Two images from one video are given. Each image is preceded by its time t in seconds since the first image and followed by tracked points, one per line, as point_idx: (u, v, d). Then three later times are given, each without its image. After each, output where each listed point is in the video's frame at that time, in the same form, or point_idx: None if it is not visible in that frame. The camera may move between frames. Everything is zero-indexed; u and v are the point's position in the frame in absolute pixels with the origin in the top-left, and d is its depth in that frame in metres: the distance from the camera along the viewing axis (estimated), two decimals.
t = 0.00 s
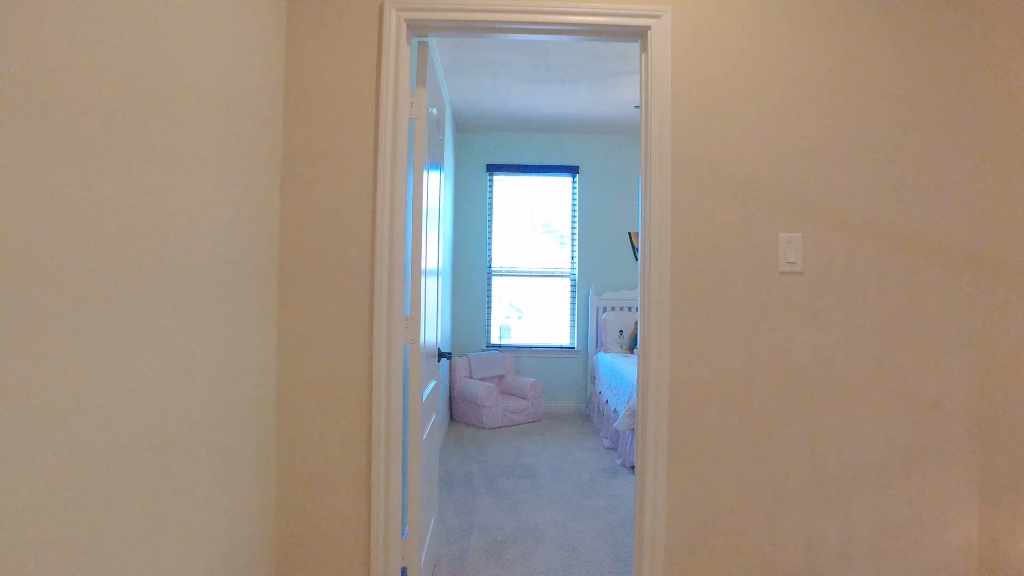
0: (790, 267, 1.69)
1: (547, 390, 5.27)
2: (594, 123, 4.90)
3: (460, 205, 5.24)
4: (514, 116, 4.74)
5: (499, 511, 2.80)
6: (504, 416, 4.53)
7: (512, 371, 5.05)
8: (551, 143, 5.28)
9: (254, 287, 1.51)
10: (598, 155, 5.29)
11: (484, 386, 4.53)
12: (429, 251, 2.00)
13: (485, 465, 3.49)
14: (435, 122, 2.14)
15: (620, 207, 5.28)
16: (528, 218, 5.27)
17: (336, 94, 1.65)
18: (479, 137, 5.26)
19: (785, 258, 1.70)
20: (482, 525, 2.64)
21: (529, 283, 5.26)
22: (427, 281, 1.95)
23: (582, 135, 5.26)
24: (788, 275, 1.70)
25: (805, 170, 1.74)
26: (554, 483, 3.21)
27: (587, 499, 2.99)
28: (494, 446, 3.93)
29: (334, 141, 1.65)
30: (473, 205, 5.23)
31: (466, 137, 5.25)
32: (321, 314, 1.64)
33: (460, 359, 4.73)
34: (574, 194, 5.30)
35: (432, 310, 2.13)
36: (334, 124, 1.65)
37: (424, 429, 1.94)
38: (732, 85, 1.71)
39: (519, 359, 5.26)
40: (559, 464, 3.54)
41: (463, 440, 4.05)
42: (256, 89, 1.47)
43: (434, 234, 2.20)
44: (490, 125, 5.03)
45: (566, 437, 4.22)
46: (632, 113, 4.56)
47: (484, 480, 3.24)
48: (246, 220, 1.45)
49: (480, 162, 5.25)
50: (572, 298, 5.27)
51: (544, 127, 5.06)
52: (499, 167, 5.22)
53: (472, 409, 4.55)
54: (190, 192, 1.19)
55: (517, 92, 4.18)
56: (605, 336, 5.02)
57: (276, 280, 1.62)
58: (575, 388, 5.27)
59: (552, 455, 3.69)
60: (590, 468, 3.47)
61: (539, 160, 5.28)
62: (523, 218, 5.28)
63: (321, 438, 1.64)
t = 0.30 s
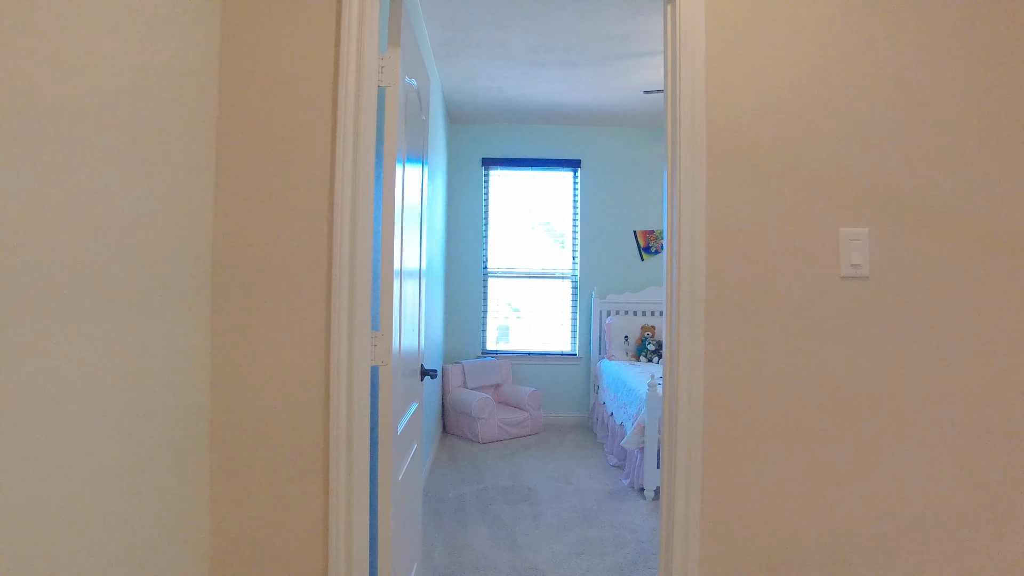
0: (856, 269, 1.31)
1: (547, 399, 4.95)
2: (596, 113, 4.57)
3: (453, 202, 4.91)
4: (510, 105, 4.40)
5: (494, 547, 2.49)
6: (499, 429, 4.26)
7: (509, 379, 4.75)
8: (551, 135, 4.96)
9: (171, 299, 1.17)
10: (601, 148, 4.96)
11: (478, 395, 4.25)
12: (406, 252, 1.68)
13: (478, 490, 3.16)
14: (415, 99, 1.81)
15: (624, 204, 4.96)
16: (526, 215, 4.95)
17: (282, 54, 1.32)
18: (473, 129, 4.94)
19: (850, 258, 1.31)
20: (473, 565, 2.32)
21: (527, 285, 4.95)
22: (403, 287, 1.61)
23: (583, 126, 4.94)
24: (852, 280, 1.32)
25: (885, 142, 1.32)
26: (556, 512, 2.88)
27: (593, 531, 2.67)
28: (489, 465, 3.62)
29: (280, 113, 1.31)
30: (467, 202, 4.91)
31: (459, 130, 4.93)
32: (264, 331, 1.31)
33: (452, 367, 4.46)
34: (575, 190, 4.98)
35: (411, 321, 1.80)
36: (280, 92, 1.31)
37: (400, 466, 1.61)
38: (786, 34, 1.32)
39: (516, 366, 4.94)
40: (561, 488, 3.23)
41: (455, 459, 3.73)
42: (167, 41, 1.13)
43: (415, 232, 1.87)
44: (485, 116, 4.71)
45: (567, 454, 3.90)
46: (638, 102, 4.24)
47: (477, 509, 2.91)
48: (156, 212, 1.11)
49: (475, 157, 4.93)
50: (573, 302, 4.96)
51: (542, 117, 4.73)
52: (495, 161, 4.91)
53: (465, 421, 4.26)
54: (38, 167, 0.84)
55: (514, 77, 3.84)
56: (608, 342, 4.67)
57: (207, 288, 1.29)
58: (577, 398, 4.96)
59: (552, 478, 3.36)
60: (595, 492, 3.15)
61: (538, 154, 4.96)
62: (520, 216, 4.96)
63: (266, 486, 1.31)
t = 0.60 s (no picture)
0: (936, 264, 1.02)
1: (547, 405, 4.70)
2: (599, 102, 4.32)
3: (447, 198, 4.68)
4: (507, 92, 4.15)
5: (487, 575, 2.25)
6: (497, 438, 4.04)
7: (508, 386, 4.53)
8: (550, 127, 4.71)
9: (62, 304, 0.91)
10: (604, 140, 4.71)
11: (475, 401, 4.06)
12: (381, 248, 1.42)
13: (471, 510, 2.91)
14: (394, 69, 1.56)
15: (628, 199, 4.70)
16: (524, 211, 4.72)
17: None
18: (469, 121, 4.71)
19: (928, 249, 1.02)
20: None
21: (526, 285, 4.70)
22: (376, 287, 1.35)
23: (584, 117, 4.69)
24: (931, 277, 1.02)
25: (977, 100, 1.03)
26: (557, 534, 2.63)
27: (599, 556, 2.42)
28: (486, 480, 3.38)
29: (214, 71, 1.05)
30: (462, 198, 4.69)
31: (453, 122, 4.70)
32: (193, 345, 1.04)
33: (447, 372, 4.27)
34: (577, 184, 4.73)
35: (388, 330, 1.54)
36: (214, 43, 1.05)
37: (373, 502, 1.35)
38: None
39: (515, 371, 4.70)
40: (563, 506, 2.99)
41: (449, 473, 3.49)
42: None
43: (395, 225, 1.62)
44: (481, 105, 4.47)
45: (570, 467, 3.65)
46: (643, 88, 3.99)
47: (471, 531, 2.66)
48: (30, 190, 0.85)
49: (471, 150, 4.71)
50: (575, 302, 4.71)
51: (542, 107, 4.49)
52: (492, 154, 4.68)
53: (461, 429, 4.04)
54: None
55: (511, 60, 3.57)
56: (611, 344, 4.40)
57: (123, 292, 1.03)
58: (579, 405, 4.70)
59: (552, 494, 3.13)
60: (600, 511, 2.90)
61: (538, 147, 4.71)
62: (519, 212, 4.72)
63: (194, 542, 1.03)
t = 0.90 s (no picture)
0: None
1: (546, 413, 4.46)
2: (600, 91, 4.07)
3: (439, 195, 4.45)
4: (503, 79, 3.92)
5: None
6: (492, 451, 3.86)
7: (504, 395, 4.35)
8: (548, 120, 4.47)
9: None
10: (605, 133, 4.45)
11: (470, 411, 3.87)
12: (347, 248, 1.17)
13: (464, 531, 2.70)
14: (364, 33, 1.30)
15: (631, 195, 4.44)
16: (521, 208, 4.47)
17: None
18: (463, 113, 4.47)
19: None
20: None
21: (524, 286, 4.47)
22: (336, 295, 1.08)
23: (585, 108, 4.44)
24: None
25: None
26: (558, 559, 2.42)
27: None
28: (481, 498, 3.17)
29: None
30: (457, 195, 4.46)
31: (447, 116, 4.47)
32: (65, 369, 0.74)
33: (438, 380, 4.09)
34: (576, 180, 4.47)
35: (360, 346, 1.31)
36: None
37: (335, 558, 1.10)
38: None
39: (512, 377, 4.46)
40: (564, 528, 2.76)
41: (440, 493, 3.26)
42: None
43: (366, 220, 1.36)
44: (475, 95, 4.22)
45: (570, 484, 3.40)
46: (648, 75, 3.74)
47: (464, 555, 2.46)
48: None
49: (465, 144, 4.47)
50: (575, 305, 4.47)
51: (540, 97, 4.24)
52: (487, 147, 4.43)
53: (454, 440, 3.87)
54: None
55: (508, 43, 3.32)
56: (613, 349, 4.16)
57: None
58: (580, 413, 4.46)
59: (551, 513, 2.91)
60: (605, 535, 2.66)
61: (535, 140, 4.46)
62: (516, 209, 4.48)
63: None
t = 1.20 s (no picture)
0: None
1: (542, 421, 4.22)
2: (598, 76, 3.83)
3: (428, 190, 4.22)
4: (495, 62, 3.68)
5: None
6: (482, 462, 3.65)
7: (497, 400, 4.13)
8: (543, 110, 4.23)
9: None
10: (603, 123, 4.21)
11: (459, 419, 3.66)
12: (287, 234, 0.93)
13: (450, 558, 2.47)
14: None
15: (631, 189, 4.20)
16: (514, 202, 4.23)
17: None
18: (453, 103, 4.25)
19: None
20: None
21: (518, 286, 4.23)
22: (266, 293, 0.84)
23: (582, 98, 4.21)
24: None
25: None
26: None
27: None
28: (470, 518, 2.95)
29: None
30: (447, 190, 4.23)
31: (437, 107, 4.25)
32: None
33: (426, 385, 3.88)
34: (573, 173, 4.23)
35: (313, 356, 1.07)
36: None
37: None
38: None
39: (505, 382, 4.23)
40: (560, 551, 2.53)
41: (426, 512, 3.05)
42: None
43: (320, 204, 1.11)
44: (466, 81, 4.00)
45: (566, 502, 3.16)
46: (650, 58, 3.49)
47: None
48: None
49: (456, 136, 4.24)
50: (572, 306, 4.22)
51: (534, 84, 4.01)
52: (478, 138, 4.21)
53: (443, 449, 3.66)
54: None
55: (501, 20, 3.09)
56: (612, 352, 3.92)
57: None
58: (578, 420, 4.22)
59: (545, 535, 2.70)
60: (606, 560, 2.42)
61: (530, 131, 4.22)
62: (509, 204, 4.24)
63: None
